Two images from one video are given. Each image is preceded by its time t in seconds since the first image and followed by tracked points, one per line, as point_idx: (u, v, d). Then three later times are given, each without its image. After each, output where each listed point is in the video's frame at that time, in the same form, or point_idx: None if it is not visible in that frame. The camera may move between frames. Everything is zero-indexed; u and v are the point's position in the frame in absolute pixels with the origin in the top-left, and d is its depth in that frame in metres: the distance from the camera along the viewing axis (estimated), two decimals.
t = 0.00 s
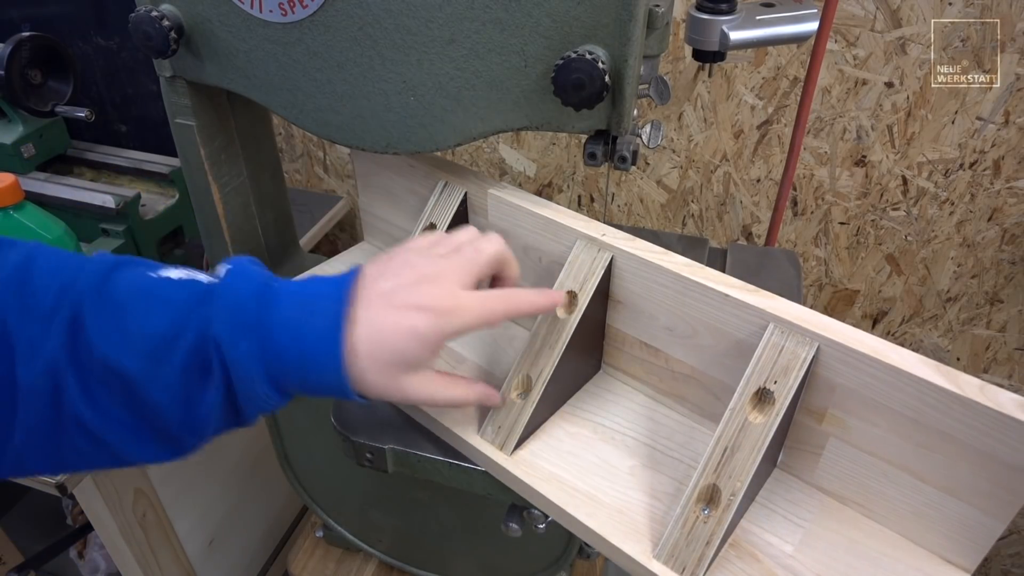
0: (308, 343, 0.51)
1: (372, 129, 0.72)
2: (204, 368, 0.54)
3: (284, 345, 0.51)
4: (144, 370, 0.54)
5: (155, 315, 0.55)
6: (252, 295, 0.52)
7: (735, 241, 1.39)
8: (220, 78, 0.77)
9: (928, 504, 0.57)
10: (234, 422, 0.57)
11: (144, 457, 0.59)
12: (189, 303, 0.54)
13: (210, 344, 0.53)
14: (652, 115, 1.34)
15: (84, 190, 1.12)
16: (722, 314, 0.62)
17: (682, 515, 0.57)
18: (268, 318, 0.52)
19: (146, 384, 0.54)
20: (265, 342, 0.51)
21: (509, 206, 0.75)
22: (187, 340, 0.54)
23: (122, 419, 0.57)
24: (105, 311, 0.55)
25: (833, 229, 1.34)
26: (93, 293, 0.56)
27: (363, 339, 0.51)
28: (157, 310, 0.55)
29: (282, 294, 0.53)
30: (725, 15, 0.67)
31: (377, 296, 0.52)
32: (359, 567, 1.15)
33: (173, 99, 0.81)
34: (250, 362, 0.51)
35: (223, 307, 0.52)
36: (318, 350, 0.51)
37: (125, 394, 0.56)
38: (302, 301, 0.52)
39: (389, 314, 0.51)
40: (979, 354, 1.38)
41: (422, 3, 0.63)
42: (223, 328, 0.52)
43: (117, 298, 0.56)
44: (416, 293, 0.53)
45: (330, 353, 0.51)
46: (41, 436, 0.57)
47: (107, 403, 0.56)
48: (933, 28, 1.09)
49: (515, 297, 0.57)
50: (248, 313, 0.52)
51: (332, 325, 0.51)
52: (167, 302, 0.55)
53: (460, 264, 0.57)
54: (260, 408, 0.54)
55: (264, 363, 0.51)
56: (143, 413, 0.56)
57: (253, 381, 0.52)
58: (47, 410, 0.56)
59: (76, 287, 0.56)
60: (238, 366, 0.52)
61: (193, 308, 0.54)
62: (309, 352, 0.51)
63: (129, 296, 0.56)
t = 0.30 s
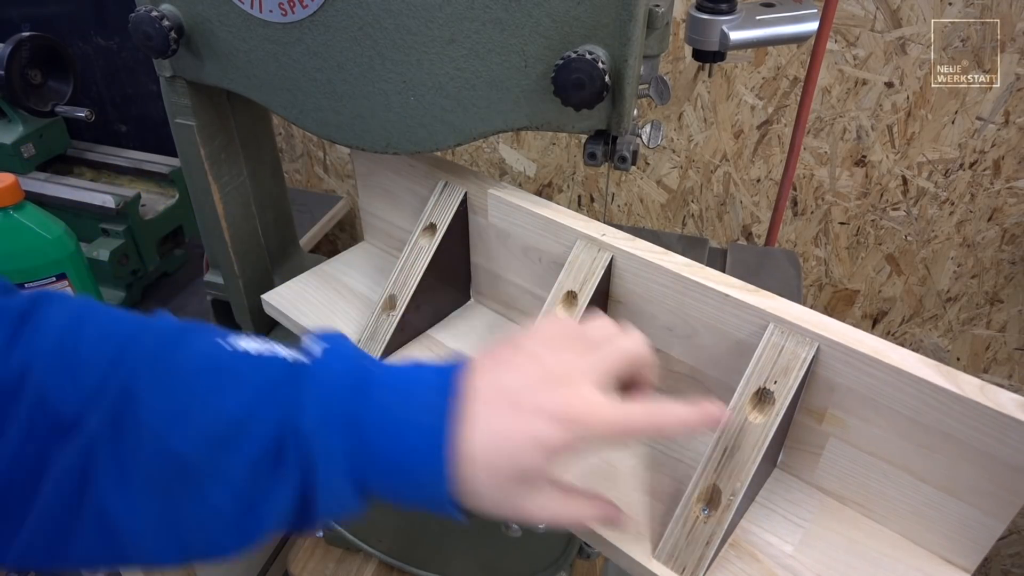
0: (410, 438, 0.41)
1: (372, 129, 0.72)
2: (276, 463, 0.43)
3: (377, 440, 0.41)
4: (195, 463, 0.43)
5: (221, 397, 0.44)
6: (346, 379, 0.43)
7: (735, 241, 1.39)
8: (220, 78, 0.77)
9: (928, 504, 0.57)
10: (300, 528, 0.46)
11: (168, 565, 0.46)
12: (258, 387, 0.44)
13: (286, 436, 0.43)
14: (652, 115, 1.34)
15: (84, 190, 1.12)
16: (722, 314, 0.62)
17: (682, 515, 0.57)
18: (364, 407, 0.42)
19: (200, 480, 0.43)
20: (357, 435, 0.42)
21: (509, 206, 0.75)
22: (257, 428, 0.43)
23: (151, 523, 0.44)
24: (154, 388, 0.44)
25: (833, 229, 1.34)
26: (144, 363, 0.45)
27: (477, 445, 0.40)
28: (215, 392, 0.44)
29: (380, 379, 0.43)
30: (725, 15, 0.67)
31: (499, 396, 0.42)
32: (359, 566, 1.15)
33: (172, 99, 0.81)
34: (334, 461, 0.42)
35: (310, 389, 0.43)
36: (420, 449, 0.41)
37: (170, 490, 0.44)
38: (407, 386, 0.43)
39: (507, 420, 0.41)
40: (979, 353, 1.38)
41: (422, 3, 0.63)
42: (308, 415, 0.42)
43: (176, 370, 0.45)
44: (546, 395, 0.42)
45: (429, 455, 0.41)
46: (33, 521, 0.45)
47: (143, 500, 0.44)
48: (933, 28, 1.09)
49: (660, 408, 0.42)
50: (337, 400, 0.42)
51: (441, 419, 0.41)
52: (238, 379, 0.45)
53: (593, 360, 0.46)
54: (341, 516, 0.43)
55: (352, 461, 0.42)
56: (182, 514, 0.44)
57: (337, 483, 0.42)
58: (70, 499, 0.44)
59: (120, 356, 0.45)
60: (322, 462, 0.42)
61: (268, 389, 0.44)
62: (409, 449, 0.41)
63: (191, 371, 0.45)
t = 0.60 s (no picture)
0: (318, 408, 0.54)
1: (372, 129, 0.72)
2: (223, 452, 0.55)
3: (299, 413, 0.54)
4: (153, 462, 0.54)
5: (168, 409, 0.56)
6: (263, 376, 0.55)
7: (735, 241, 1.39)
8: (220, 78, 0.77)
9: (929, 504, 0.57)
10: (249, 509, 0.57)
11: (142, 562, 0.57)
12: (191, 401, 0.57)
13: (230, 424, 0.55)
14: (652, 115, 1.34)
15: (84, 190, 1.12)
16: (721, 314, 0.62)
17: (682, 516, 0.57)
18: (283, 393, 0.55)
19: (159, 479, 0.54)
20: (280, 413, 0.54)
21: (508, 206, 0.75)
22: (206, 426, 0.55)
23: (121, 521, 0.55)
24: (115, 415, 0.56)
25: (833, 229, 1.34)
26: (105, 398, 0.57)
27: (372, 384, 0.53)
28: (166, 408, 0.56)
29: (288, 374, 0.56)
30: (725, 15, 0.67)
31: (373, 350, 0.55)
32: (359, 566, 1.15)
33: (173, 99, 0.81)
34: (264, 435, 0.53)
35: (239, 386, 0.55)
36: (333, 410, 0.53)
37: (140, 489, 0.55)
38: (313, 372, 0.55)
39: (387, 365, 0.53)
40: (978, 354, 1.38)
41: (422, 3, 0.63)
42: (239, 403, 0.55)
43: (131, 399, 0.57)
44: (409, 338, 0.54)
45: (332, 417, 0.53)
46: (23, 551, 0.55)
47: (111, 503, 0.55)
48: (933, 28, 1.09)
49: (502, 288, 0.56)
50: (259, 392, 0.55)
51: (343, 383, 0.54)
52: (180, 397, 0.57)
53: (448, 286, 0.58)
54: (279, 489, 0.55)
55: (280, 432, 0.54)
56: (151, 503, 0.55)
57: (269, 452, 0.53)
58: (50, 519, 0.55)
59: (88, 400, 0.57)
60: (257, 439, 0.53)
61: (208, 398, 0.57)
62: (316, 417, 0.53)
63: (143, 399, 0.57)
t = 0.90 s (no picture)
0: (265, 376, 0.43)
1: (372, 129, 0.73)
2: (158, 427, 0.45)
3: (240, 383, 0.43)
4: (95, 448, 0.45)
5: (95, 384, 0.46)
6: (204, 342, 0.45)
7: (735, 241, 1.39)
8: (220, 78, 0.77)
9: (929, 504, 0.57)
10: (208, 490, 0.48)
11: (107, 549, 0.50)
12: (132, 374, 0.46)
13: (160, 398, 0.45)
14: (652, 115, 1.34)
15: (83, 189, 1.12)
16: (721, 314, 0.62)
17: (682, 515, 0.57)
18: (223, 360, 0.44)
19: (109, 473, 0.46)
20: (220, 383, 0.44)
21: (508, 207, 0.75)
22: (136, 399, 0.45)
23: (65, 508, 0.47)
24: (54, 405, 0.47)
25: (833, 229, 1.34)
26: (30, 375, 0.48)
27: (345, 353, 0.43)
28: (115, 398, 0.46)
29: (230, 335, 0.45)
30: (725, 15, 0.67)
31: (344, 326, 0.44)
32: (359, 566, 1.15)
33: (172, 99, 0.81)
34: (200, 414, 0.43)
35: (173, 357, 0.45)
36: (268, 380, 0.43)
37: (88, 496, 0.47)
38: (256, 337, 0.44)
39: (373, 338, 0.43)
40: (979, 353, 1.38)
41: (422, 3, 0.63)
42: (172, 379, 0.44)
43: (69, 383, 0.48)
44: (409, 309, 0.45)
45: (278, 380, 0.43)
46: None
47: (51, 490, 0.46)
48: (933, 28, 1.09)
49: (509, 285, 0.47)
50: (195, 356, 0.44)
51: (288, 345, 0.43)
52: (111, 368, 0.47)
53: (450, 265, 0.48)
54: (239, 465, 0.46)
55: (223, 404, 0.43)
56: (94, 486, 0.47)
57: (213, 431, 0.43)
58: None
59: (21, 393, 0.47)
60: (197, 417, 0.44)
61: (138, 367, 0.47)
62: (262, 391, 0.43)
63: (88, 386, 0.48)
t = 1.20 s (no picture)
0: (143, 446, 0.64)
1: (373, 129, 0.73)
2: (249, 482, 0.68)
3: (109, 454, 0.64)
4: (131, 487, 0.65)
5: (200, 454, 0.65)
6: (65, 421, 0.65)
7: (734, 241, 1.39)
8: (220, 78, 0.77)
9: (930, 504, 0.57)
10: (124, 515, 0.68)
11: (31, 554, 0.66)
12: (149, 433, 0.65)
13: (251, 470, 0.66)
14: (652, 115, 1.34)
15: (83, 189, 1.12)
16: (760, 283, 0.67)
17: (764, 476, 0.63)
18: (87, 440, 0.64)
19: None
20: (89, 461, 0.64)
21: (523, 209, 0.77)
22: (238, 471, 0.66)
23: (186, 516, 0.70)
24: None
25: (833, 229, 1.34)
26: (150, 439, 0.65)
27: None
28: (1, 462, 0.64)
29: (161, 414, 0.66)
30: (726, 15, 0.67)
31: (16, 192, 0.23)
32: (360, 566, 1.15)
33: (172, 99, 0.81)
34: (170, 468, 0.65)
35: (41, 441, 0.64)
36: (153, 447, 0.65)
37: None
38: (118, 417, 0.65)
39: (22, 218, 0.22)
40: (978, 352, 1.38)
41: (423, 4, 0.64)
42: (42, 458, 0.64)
43: None
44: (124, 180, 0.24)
45: (174, 447, 0.65)
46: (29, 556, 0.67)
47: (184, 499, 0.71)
48: (933, 28, 1.09)
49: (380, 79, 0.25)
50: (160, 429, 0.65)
51: (151, 426, 0.65)
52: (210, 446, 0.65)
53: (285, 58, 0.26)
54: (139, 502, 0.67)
55: (92, 478, 0.64)
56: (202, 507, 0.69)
57: (85, 495, 0.64)
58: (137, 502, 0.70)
59: None
60: (69, 485, 0.63)
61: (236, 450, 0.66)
62: (145, 453, 0.64)
63: None
